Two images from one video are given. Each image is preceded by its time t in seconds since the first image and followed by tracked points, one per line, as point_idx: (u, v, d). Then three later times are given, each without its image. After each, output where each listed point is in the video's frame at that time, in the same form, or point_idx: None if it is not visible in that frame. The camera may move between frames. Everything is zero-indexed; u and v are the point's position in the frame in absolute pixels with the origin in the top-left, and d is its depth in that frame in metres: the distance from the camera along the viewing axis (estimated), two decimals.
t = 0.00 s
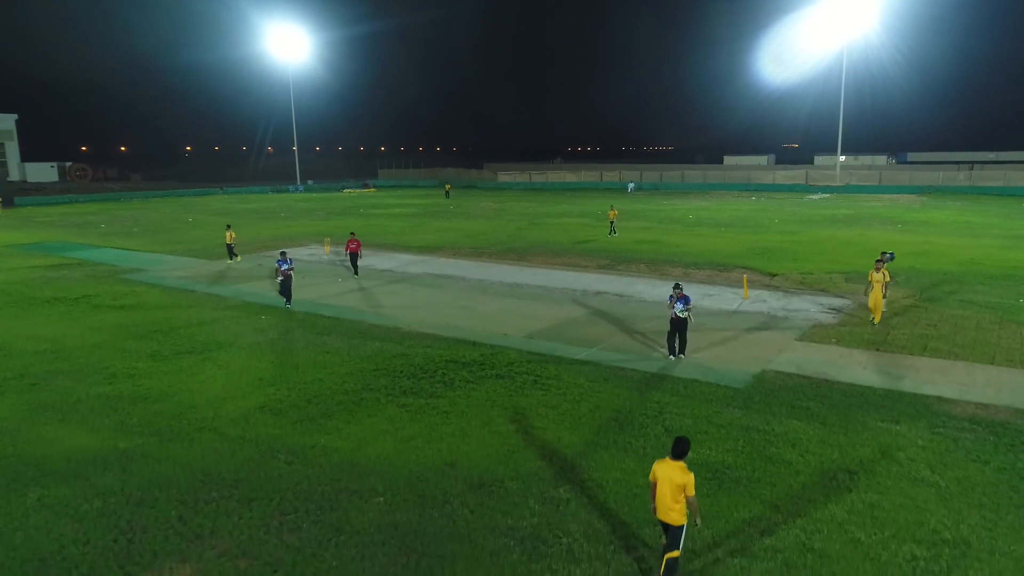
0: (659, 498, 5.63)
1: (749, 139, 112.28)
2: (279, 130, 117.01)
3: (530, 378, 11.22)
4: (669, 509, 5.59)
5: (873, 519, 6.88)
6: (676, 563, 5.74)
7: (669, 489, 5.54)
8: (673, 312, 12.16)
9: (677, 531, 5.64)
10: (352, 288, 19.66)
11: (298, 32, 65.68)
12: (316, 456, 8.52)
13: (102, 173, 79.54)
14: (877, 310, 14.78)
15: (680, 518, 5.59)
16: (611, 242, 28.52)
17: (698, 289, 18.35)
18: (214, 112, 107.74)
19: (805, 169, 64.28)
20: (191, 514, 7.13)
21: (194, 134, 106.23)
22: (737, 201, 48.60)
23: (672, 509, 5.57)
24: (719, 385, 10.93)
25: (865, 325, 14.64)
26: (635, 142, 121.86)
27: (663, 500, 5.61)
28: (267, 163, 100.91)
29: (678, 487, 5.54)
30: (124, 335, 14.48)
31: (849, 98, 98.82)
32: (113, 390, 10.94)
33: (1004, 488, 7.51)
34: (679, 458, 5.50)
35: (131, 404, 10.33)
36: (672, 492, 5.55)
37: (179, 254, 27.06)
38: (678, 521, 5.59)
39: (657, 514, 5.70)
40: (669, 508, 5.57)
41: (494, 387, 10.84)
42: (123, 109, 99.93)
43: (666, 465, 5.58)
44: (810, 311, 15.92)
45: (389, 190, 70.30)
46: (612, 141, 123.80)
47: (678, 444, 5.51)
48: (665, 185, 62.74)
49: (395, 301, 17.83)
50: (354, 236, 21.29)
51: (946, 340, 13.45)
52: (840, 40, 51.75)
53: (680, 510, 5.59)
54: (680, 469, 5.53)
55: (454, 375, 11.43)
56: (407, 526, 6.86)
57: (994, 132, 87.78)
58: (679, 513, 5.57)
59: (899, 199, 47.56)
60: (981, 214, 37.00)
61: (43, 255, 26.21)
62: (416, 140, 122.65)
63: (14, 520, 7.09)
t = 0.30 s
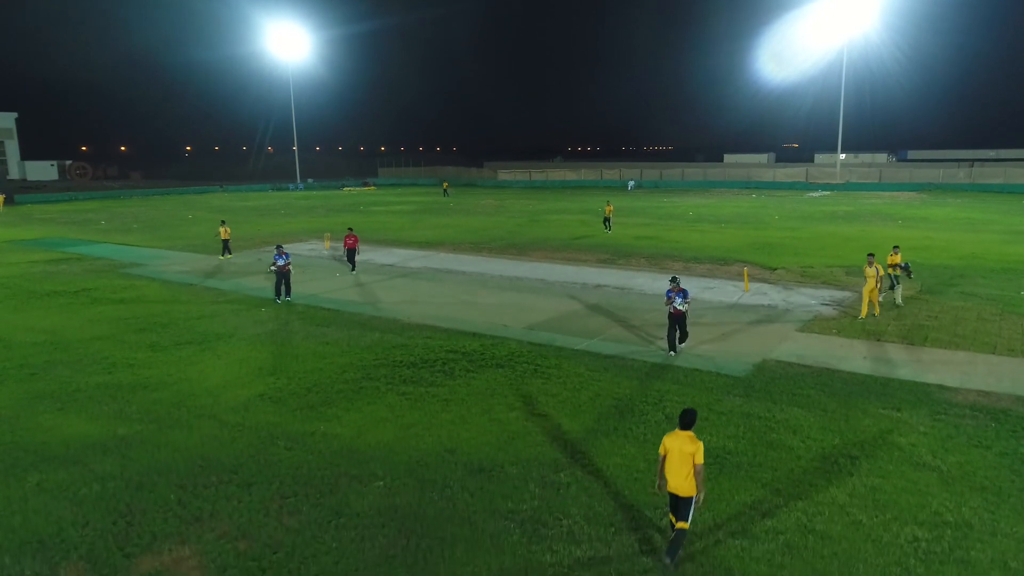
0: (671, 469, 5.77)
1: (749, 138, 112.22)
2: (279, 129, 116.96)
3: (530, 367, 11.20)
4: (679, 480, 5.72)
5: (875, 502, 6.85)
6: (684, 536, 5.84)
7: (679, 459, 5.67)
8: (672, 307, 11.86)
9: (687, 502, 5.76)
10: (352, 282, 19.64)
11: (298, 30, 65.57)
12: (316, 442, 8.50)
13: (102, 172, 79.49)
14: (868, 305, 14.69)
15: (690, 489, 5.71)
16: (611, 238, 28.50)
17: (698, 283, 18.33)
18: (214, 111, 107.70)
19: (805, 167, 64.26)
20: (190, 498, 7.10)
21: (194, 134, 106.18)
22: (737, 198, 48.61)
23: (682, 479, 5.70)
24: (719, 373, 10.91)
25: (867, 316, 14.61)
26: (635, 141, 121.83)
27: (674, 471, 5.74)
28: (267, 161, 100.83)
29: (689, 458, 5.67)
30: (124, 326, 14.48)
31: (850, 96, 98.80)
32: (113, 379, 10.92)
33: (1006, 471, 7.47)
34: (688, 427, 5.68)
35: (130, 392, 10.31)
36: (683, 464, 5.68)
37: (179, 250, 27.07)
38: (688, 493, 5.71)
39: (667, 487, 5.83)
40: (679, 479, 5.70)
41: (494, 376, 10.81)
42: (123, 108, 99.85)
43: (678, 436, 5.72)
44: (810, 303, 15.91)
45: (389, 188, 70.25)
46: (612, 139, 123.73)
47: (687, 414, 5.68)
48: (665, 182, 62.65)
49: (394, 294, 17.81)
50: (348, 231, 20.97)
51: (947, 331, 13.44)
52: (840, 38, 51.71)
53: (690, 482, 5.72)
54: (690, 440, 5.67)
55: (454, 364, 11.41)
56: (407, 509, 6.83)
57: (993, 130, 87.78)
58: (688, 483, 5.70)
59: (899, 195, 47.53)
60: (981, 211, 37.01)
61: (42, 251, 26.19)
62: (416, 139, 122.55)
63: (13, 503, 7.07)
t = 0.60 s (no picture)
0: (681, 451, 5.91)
1: (750, 138, 112.19)
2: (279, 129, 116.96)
3: (530, 360, 11.21)
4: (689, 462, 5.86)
5: (875, 491, 6.84)
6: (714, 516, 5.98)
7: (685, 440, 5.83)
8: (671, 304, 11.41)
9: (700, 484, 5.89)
10: (351, 279, 19.64)
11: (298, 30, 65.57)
12: (316, 433, 8.50)
13: (102, 172, 79.46)
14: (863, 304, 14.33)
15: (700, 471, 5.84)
16: (611, 236, 28.51)
17: (697, 279, 18.36)
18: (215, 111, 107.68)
19: (805, 166, 64.28)
20: (190, 487, 7.11)
21: (194, 134, 106.16)
22: (737, 197, 48.59)
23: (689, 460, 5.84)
24: (719, 366, 10.92)
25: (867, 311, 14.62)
26: (635, 141, 121.85)
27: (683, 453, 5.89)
28: (267, 161, 100.78)
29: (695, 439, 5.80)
30: (124, 321, 14.50)
31: (850, 96, 98.84)
32: (113, 372, 10.94)
33: (1005, 461, 7.47)
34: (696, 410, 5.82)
35: (130, 385, 10.32)
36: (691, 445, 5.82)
37: (179, 247, 27.07)
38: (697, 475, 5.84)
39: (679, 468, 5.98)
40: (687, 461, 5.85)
41: (494, 369, 10.82)
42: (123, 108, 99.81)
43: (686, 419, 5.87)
44: (810, 299, 15.92)
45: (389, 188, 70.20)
46: (612, 139, 123.73)
47: (696, 399, 5.82)
48: (665, 182, 62.62)
49: (395, 290, 17.83)
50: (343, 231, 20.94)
51: (947, 325, 13.44)
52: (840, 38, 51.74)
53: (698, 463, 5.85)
54: (698, 422, 5.79)
55: (454, 357, 11.42)
56: (406, 497, 6.84)
57: (993, 129, 87.82)
58: (697, 466, 5.83)
59: (899, 194, 47.58)
60: (981, 209, 37.06)
61: (42, 248, 26.19)
62: (417, 139, 122.36)
63: (14, 492, 7.07)
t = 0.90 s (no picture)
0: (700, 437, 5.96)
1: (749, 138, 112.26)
2: (279, 129, 117.03)
3: (530, 353, 11.26)
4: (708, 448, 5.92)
5: (872, 479, 6.88)
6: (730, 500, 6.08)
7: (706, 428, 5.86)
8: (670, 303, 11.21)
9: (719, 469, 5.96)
10: (352, 275, 19.70)
11: (298, 30, 65.64)
12: (317, 423, 8.56)
13: (102, 172, 79.48)
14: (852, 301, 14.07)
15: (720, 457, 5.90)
16: (611, 233, 28.59)
17: (697, 275, 18.41)
18: (215, 111, 107.71)
19: (805, 166, 64.35)
20: (193, 475, 7.16)
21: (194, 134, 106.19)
22: (737, 197, 48.72)
23: (709, 447, 5.90)
24: (718, 359, 10.99)
25: (866, 306, 14.69)
26: (635, 141, 122.00)
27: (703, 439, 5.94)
28: (267, 161, 100.82)
29: (716, 427, 5.83)
30: (126, 316, 14.53)
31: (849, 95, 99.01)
32: (115, 365, 11.00)
33: (1002, 450, 7.51)
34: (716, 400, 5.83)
35: (132, 377, 10.39)
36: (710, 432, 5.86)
37: (179, 245, 27.12)
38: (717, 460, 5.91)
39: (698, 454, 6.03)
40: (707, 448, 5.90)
41: (494, 361, 10.87)
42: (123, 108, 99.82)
43: (706, 406, 5.88)
44: (810, 294, 16.00)
45: (389, 188, 70.24)
46: (612, 139, 123.84)
47: (714, 387, 5.83)
48: (664, 181, 62.69)
49: (395, 286, 17.88)
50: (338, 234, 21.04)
51: (946, 320, 13.52)
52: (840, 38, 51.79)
53: (717, 450, 5.90)
54: (718, 410, 5.82)
55: (454, 351, 11.49)
56: (408, 484, 6.89)
57: (993, 129, 87.92)
58: (716, 453, 5.89)
59: (899, 193, 47.73)
60: (980, 208, 37.21)
61: (42, 245, 26.24)
62: (416, 139, 122.38)
63: (18, 479, 7.12)
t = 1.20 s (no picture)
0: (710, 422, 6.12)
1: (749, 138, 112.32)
2: (279, 129, 117.11)
3: (531, 347, 11.35)
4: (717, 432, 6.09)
5: (867, 465, 6.98)
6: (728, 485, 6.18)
7: (719, 413, 6.03)
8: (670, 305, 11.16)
9: (725, 453, 6.13)
10: (353, 272, 19.81)
11: (298, 30, 65.69)
12: (320, 414, 8.66)
13: (103, 172, 79.55)
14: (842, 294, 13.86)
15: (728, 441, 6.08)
16: (611, 232, 28.70)
17: (696, 271, 18.52)
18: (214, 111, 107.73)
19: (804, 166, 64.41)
20: (198, 462, 7.27)
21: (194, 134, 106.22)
22: (737, 196, 48.85)
23: (718, 431, 6.07)
24: (717, 352, 11.11)
25: (864, 301, 14.82)
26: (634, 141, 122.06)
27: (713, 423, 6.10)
28: (267, 161, 100.84)
29: (728, 411, 6.02)
30: (128, 312, 14.61)
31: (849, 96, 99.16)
32: (119, 358, 11.11)
33: (996, 438, 7.61)
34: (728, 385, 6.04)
35: (136, 370, 10.49)
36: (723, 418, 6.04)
37: (180, 243, 27.19)
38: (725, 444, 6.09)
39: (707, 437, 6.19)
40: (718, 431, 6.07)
41: (495, 354, 10.98)
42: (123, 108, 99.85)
43: (718, 392, 6.08)
44: (808, 290, 16.11)
45: (389, 187, 70.29)
46: (612, 140, 123.92)
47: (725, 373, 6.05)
48: (664, 181, 62.75)
49: (396, 283, 17.97)
50: (336, 236, 21.17)
51: (943, 314, 13.64)
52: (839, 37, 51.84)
53: (726, 433, 6.08)
54: (731, 396, 6.03)
55: (455, 344, 11.59)
56: (410, 471, 7.00)
57: (993, 128, 87.93)
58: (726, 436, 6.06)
59: (898, 193, 47.87)
60: (979, 207, 37.36)
61: (44, 243, 26.30)
62: (416, 139, 122.41)
63: (26, 467, 7.22)
